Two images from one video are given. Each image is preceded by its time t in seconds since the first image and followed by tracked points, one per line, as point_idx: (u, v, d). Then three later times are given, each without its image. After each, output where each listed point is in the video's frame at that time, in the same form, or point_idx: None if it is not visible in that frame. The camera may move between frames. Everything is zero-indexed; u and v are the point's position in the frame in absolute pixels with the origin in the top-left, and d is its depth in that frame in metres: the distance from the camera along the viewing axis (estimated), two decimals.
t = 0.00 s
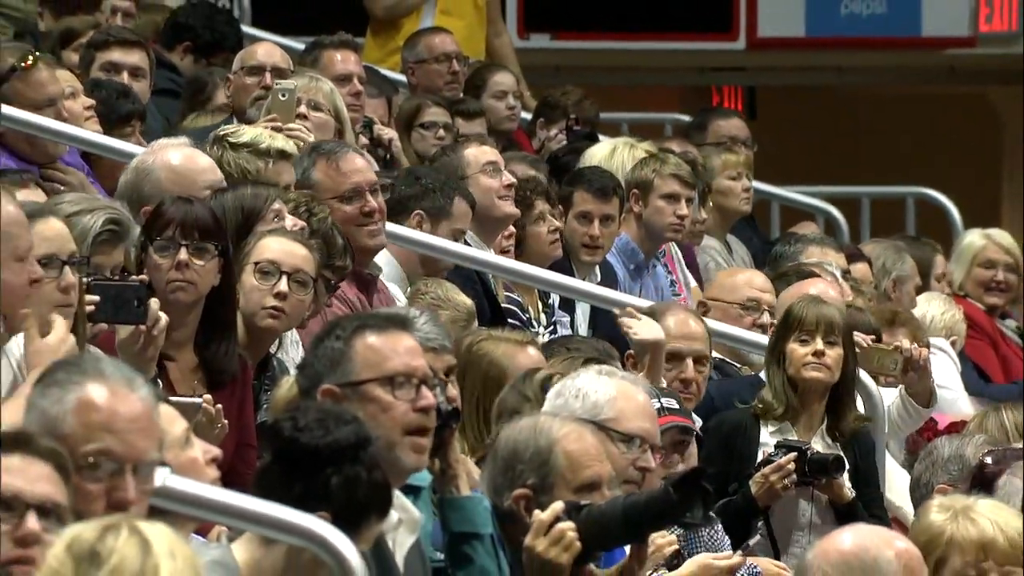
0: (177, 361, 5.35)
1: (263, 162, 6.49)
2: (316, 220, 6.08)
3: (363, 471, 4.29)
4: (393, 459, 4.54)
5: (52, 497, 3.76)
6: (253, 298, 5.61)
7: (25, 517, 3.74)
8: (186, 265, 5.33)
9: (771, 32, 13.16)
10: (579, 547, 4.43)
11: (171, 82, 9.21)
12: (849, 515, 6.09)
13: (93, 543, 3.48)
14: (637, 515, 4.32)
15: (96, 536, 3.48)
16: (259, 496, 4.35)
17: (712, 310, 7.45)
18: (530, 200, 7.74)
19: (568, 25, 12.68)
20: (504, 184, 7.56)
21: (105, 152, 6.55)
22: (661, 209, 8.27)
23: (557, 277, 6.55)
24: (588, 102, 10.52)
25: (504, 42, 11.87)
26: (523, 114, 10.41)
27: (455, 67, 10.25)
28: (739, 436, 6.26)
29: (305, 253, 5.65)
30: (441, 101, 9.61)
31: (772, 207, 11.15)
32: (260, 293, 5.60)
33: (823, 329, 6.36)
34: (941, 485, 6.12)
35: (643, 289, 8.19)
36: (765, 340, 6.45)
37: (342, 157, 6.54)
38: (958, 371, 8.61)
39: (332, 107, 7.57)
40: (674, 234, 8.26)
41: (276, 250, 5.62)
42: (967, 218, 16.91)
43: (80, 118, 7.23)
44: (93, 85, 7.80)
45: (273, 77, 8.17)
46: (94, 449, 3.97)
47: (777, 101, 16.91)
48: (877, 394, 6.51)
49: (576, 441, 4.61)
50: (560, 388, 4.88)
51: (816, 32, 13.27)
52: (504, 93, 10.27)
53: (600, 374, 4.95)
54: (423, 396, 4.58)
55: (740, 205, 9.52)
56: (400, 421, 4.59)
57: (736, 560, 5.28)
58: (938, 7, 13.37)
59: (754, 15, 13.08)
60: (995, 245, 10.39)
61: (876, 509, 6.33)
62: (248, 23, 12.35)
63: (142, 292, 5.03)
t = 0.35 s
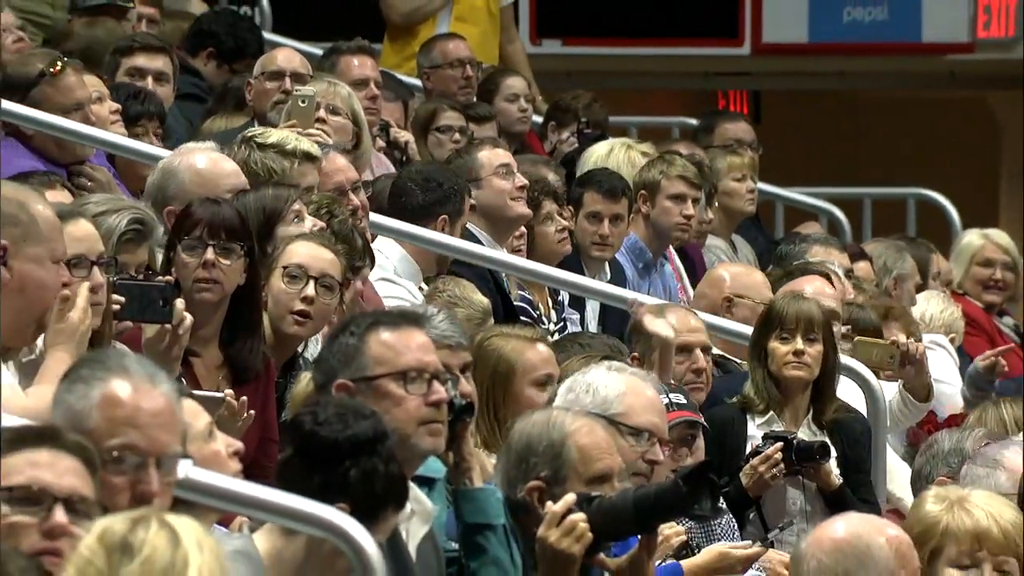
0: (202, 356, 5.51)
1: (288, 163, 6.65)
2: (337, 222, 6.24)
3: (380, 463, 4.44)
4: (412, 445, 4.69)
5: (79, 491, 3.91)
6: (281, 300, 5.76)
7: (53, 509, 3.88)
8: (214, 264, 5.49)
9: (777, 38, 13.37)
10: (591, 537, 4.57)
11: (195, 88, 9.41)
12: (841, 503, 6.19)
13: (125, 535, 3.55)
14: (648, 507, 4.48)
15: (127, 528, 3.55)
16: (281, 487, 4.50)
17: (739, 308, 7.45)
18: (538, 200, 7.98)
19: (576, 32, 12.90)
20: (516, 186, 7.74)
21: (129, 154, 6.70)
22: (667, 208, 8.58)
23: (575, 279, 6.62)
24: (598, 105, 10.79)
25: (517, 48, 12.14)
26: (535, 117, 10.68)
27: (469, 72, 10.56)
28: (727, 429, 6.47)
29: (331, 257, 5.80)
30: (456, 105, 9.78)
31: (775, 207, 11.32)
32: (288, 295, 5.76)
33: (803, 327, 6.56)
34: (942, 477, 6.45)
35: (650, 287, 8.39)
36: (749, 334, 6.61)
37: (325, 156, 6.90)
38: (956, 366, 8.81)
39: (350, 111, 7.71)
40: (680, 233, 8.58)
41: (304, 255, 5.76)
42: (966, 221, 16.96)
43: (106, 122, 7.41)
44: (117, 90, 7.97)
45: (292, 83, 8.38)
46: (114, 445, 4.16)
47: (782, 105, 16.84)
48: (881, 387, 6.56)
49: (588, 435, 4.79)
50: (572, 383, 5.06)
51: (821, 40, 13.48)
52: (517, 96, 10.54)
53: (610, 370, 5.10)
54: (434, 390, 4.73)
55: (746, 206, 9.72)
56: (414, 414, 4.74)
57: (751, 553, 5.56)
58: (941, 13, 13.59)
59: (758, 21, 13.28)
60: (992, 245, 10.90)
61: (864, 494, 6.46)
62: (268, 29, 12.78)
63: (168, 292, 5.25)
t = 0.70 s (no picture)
0: (221, 350, 5.67)
1: (308, 164, 6.82)
2: (353, 223, 6.39)
3: (392, 454, 4.59)
4: (417, 434, 4.92)
5: (101, 481, 4.07)
6: (299, 298, 5.93)
7: (76, 500, 4.04)
8: (233, 259, 5.66)
9: (777, 41, 13.98)
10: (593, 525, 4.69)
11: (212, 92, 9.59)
12: (832, 489, 6.47)
13: (146, 525, 3.71)
14: (649, 493, 4.64)
15: (149, 518, 3.71)
16: (295, 477, 4.67)
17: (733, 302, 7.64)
18: (545, 199, 8.14)
19: (585, 36, 13.66)
20: (523, 186, 7.88)
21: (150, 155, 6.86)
22: (670, 206, 8.82)
23: (578, 272, 6.91)
24: (603, 107, 10.98)
25: (524, 51, 12.35)
26: (542, 118, 10.85)
27: (476, 74, 10.73)
28: (725, 425, 6.65)
29: (347, 257, 5.98)
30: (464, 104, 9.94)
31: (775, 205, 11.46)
32: (305, 294, 5.92)
33: (802, 321, 6.75)
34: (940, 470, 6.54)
35: (653, 283, 8.69)
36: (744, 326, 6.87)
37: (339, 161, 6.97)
38: (950, 361, 9.01)
39: (364, 113, 7.86)
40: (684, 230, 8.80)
41: (321, 254, 5.93)
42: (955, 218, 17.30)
43: (126, 124, 7.59)
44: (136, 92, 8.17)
45: (308, 84, 8.48)
46: (152, 426, 4.36)
47: (782, 106, 17.29)
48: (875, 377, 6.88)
49: (591, 425, 4.94)
50: (577, 375, 5.27)
51: (818, 42, 14.08)
52: (523, 97, 10.72)
53: (614, 364, 5.30)
54: (438, 381, 4.95)
55: (744, 206, 9.89)
56: (417, 404, 4.96)
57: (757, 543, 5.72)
58: (936, 21, 14.16)
59: (759, 25, 13.91)
60: (985, 242, 10.87)
61: (855, 483, 6.74)
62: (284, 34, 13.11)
63: (188, 289, 5.35)
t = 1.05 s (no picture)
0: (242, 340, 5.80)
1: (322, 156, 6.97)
2: (370, 220, 6.56)
3: (405, 441, 4.76)
4: (429, 425, 5.10)
5: (125, 468, 4.24)
6: (319, 293, 6.10)
7: (103, 485, 4.20)
8: (252, 252, 5.83)
9: (778, 41, 14.25)
10: (601, 510, 4.86)
11: (232, 90, 9.78)
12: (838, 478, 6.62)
13: (153, 509, 3.88)
14: (656, 484, 4.82)
15: (156, 501, 3.88)
16: (312, 464, 4.84)
17: (732, 292, 7.84)
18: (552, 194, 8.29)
19: (591, 36, 13.81)
20: (535, 182, 8.05)
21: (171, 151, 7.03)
22: (675, 202, 9.03)
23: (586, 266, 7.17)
24: (607, 105, 11.10)
25: (533, 51, 12.60)
26: (548, 116, 11.00)
27: (486, 73, 11.02)
28: (736, 412, 6.81)
29: (365, 253, 6.15)
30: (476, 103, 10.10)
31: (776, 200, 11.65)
32: (324, 288, 6.09)
33: (820, 313, 6.93)
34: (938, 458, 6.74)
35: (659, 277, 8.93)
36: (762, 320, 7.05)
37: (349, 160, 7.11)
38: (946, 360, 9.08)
39: (378, 111, 8.04)
40: (688, 227, 9.01)
41: (339, 250, 6.11)
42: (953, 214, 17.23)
43: (151, 122, 7.76)
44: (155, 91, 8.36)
45: (323, 83, 8.66)
46: (190, 437, 4.49)
47: (783, 106, 17.16)
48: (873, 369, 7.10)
49: (600, 414, 5.16)
50: (585, 365, 5.50)
51: (817, 43, 14.36)
52: (532, 97, 11.04)
53: (620, 355, 5.52)
54: (448, 370, 5.14)
55: (744, 202, 10.02)
56: (429, 393, 5.16)
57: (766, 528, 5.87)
58: (935, 21, 14.41)
59: (761, 27, 14.15)
60: (980, 236, 11.07)
61: (860, 474, 6.92)
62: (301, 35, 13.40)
63: (207, 281, 5.52)
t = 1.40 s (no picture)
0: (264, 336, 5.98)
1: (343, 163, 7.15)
2: (388, 219, 6.74)
3: (421, 433, 4.93)
4: (445, 416, 5.29)
5: (149, 458, 4.38)
6: (342, 291, 6.28)
7: (128, 475, 4.34)
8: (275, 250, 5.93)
9: (784, 46, 14.40)
10: (619, 504, 5.03)
11: (255, 93, 9.99)
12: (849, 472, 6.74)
13: (152, 493, 3.94)
14: (674, 480, 4.96)
15: (155, 485, 3.94)
16: (331, 455, 5.01)
17: (733, 287, 8.07)
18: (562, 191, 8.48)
19: (604, 42, 14.05)
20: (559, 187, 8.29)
21: (194, 152, 7.21)
22: (683, 202, 9.24)
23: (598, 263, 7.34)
24: (617, 108, 11.29)
25: (546, 56, 12.81)
26: (561, 119, 11.22)
27: (501, 78, 11.23)
28: (754, 403, 6.96)
29: (387, 253, 6.31)
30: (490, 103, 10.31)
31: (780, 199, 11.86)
32: (346, 287, 6.27)
33: (839, 310, 7.06)
34: (935, 451, 6.94)
35: (668, 275, 9.20)
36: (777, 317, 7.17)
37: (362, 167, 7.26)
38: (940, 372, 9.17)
39: (396, 115, 8.24)
40: (695, 225, 9.23)
41: (362, 251, 6.26)
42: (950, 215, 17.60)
43: (177, 125, 7.95)
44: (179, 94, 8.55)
45: (342, 87, 8.86)
46: (212, 429, 4.60)
47: (786, 110, 17.74)
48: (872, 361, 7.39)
49: (599, 402, 5.40)
50: (595, 359, 5.74)
51: (820, 48, 14.53)
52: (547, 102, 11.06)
53: (629, 350, 5.75)
54: (463, 365, 5.31)
55: (750, 201, 10.22)
56: (444, 387, 5.32)
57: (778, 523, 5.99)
58: (935, 28, 14.63)
59: (766, 32, 14.32)
60: (978, 235, 11.12)
61: (869, 466, 7.09)
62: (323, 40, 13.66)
63: (230, 277, 5.65)
